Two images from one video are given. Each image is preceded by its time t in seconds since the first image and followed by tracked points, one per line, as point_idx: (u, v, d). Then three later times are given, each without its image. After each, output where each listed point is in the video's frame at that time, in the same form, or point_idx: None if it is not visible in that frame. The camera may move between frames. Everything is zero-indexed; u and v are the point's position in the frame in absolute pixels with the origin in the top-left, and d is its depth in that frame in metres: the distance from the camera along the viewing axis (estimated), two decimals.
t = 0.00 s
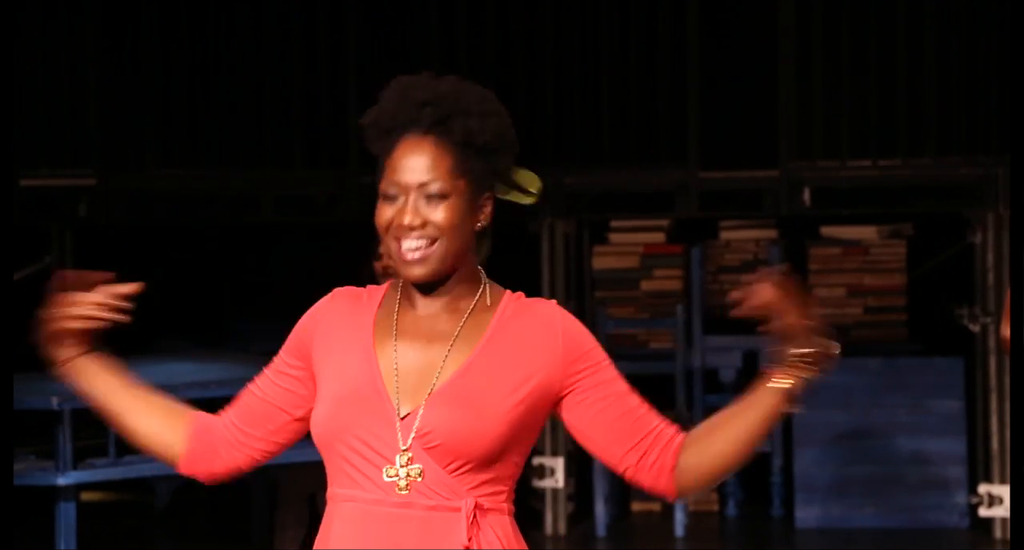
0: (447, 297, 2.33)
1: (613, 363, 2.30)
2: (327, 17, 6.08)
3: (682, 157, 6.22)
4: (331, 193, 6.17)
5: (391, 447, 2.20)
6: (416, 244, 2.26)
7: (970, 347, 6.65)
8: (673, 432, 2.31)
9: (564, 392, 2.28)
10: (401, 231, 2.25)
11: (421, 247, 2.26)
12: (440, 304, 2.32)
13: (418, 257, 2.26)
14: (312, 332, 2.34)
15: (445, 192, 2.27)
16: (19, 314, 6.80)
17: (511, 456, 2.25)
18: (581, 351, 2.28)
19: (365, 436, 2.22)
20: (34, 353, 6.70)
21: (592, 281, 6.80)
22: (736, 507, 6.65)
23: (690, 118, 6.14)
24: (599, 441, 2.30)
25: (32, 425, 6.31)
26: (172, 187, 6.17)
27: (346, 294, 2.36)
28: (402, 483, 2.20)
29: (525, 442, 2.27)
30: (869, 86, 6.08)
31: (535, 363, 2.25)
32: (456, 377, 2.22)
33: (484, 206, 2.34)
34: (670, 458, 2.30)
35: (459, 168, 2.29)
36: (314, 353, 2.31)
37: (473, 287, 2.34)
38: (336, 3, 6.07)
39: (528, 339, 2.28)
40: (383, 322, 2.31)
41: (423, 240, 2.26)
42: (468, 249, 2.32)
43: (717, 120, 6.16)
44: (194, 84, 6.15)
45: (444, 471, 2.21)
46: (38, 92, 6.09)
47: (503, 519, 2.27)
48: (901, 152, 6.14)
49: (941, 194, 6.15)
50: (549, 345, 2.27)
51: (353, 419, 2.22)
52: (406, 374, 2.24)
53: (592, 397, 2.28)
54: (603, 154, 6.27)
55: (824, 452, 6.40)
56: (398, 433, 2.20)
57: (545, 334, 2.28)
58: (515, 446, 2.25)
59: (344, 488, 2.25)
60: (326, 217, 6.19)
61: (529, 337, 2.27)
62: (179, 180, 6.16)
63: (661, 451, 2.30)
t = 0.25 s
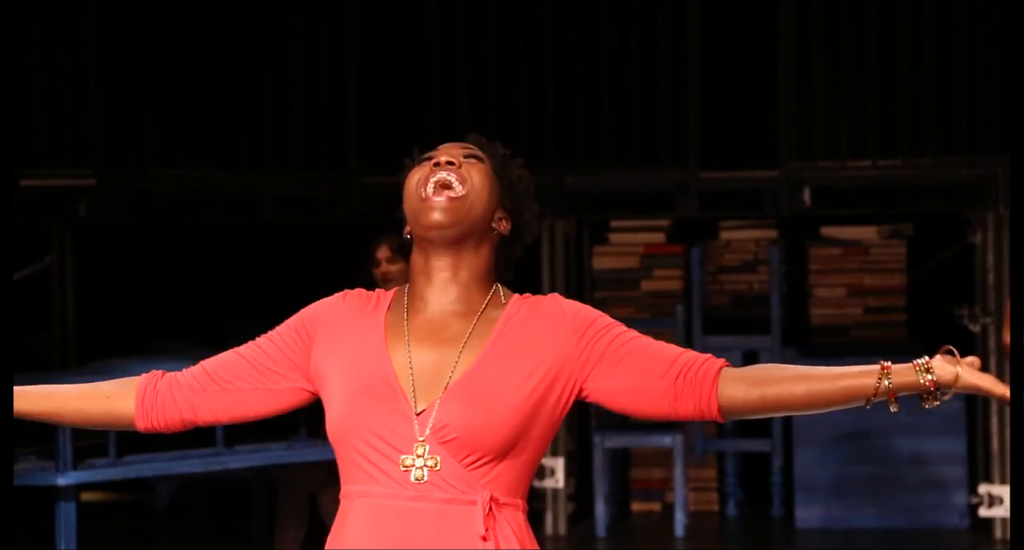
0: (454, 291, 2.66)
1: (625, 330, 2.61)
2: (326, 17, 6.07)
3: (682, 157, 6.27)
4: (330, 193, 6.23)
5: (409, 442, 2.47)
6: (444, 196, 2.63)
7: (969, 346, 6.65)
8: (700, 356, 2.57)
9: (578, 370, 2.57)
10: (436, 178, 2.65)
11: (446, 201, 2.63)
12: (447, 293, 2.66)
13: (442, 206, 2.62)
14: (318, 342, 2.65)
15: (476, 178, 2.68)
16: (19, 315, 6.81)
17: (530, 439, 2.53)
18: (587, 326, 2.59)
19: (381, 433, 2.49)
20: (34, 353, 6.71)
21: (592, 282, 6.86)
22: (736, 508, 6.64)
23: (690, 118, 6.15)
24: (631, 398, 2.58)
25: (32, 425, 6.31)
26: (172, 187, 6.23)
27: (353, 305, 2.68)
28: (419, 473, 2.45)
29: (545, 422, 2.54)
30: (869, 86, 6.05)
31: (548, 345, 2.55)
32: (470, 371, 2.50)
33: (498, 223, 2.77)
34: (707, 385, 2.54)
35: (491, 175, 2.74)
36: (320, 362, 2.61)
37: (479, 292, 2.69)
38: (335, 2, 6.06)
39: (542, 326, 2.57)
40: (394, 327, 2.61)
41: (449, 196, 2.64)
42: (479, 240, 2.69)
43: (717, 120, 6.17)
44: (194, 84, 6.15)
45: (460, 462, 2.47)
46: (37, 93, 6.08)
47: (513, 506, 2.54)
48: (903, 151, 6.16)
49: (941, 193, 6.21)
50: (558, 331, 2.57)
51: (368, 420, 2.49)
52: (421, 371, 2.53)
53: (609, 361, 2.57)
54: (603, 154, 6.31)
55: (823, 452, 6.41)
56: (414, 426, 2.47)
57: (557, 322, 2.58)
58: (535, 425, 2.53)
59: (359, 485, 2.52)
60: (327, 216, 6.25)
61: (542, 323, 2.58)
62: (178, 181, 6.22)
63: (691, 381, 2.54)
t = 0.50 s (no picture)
0: (465, 291, 2.69)
1: (634, 326, 2.64)
2: (326, 17, 6.07)
3: (682, 157, 6.27)
4: (330, 192, 6.24)
5: (422, 438, 2.49)
6: (448, 201, 2.66)
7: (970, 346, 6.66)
8: (705, 353, 2.59)
9: (589, 366, 2.59)
10: (438, 184, 2.68)
11: (450, 207, 2.66)
12: (457, 293, 2.68)
13: (447, 211, 2.65)
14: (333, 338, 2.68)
15: (479, 176, 2.71)
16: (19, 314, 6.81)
17: (541, 434, 2.56)
18: (595, 322, 2.61)
19: (394, 429, 2.51)
20: (35, 353, 6.72)
21: (592, 282, 6.86)
22: (736, 508, 6.64)
23: (690, 118, 6.15)
24: (639, 395, 2.60)
25: (32, 424, 6.32)
26: (172, 187, 6.24)
27: (366, 302, 2.72)
28: (433, 468, 2.48)
29: (555, 419, 2.57)
30: (869, 86, 6.05)
31: (558, 342, 2.57)
32: (481, 368, 2.52)
33: (506, 218, 2.79)
34: (714, 380, 2.55)
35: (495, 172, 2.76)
36: (334, 358, 2.64)
37: (490, 289, 2.71)
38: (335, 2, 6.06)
39: (551, 323, 2.60)
40: (405, 324, 2.64)
41: (452, 201, 2.67)
42: (486, 238, 2.71)
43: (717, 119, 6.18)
44: (194, 84, 6.14)
45: (474, 456, 2.50)
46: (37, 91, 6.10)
47: (530, 499, 2.56)
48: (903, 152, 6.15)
49: (941, 193, 6.22)
50: (567, 327, 2.59)
51: (382, 416, 2.52)
52: (432, 368, 2.55)
53: (618, 356, 2.59)
54: (603, 154, 6.30)
55: (823, 452, 6.41)
56: (426, 423, 2.49)
57: (566, 318, 2.61)
58: (546, 421, 2.55)
59: (376, 482, 2.53)
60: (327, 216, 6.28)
61: (550, 320, 2.60)
62: (179, 182, 6.23)
63: (699, 376, 2.56)
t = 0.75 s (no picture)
0: (482, 292, 2.64)
1: (643, 326, 2.62)
2: (327, 17, 6.06)
3: (682, 157, 6.27)
4: (330, 193, 6.24)
5: (441, 433, 2.47)
6: (475, 202, 2.62)
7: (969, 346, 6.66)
8: (715, 354, 2.58)
9: (600, 364, 2.57)
10: (465, 182, 2.64)
11: (476, 206, 2.62)
12: (474, 295, 2.63)
13: (473, 211, 2.61)
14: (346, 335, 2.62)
15: (505, 179, 2.67)
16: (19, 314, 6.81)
17: (553, 432, 2.54)
18: (607, 321, 2.59)
19: (414, 424, 2.48)
20: (34, 353, 6.72)
21: (592, 283, 6.86)
22: (736, 508, 6.64)
23: (690, 118, 6.16)
24: (650, 394, 2.59)
25: (32, 424, 6.32)
26: (172, 187, 6.25)
27: (380, 298, 2.66)
28: (452, 463, 2.46)
29: (567, 417, 2.55)
30: (869, 85, 6.05)
31: (571, 340, 2.55)
32: (499, 365, 2.51)
33: (525, 223, 2.75)
34: (723, 381, 2.54)
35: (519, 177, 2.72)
36: (351, 357, 2.59)
37: (507, 292, 2.67)
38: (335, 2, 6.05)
39: (562, 321, 2.58)
40: (421, 323, 2.60)
41: (477, 201, 2.62)
42: (507, 240, 2.66)
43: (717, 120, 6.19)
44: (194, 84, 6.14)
45: (492, 452, 2.48)
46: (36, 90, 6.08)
47: (545, 493, 2.55)
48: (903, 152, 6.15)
49: (941, 193, 6.23)
50: (580, 325, 2.57)
51: (401, 413, 2.49)
52: (451, 367, 2.53)
53: (630, 355, 2.58)
54: (603, 155, 6.30)
55: (823, 452, 6.40)
56: (445, 418, 2.47)
57: (577, 316, 2.59)
58: (559, 418, 2.54)
59: (393, 478, 2.50)
60: (328, 216, 6.28)
61: (561, 318, 2.58)
62: (178, 181, 6.25)
63: (711, 376, 2.55)
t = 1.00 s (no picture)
0: (497, 292, 2.51)
1: (661, 324, 2.50)
2: (326, 17, 6.06)
3: (682, 157, 6.27)
4: (330, 193, 6.25)
5: (457, 433, 2.36)
6: (485, 204, 2.50)
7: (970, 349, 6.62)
8: (732, 356, 2.47)
9: (617, 363, 2.45)
10: (474, 184, 2.52)
11: (486, 209, 2.49)
12: (490, 296, 2.50)
13: (483, 214, 2.48)
14: (372, 336, 2.51)
15: (515, 180, 2.55)
16: (19, 314, 6.82)
17: (569, 434, 2.42)
18: (624, 317, 2.47)
19: (432, 423, 2.38)
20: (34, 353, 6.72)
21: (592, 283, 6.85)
22: (736, 508, 6.64)
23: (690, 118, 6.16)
24: (668, 395, 2.47)
25: (32, 425, 6.32)
26: (172, 187, 6.26)
27: (408, 297, 2.54)
28: (467, 464, 2.34)
29: (584, 417, 2.42)
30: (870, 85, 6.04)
31: (588, 338, 2.43)
32: (515, 365, 2.39)
33: (540, 221, 2.61)
34: (741, 385, 2.44)
35: (530, 174, 2.60)
36: (376, 358, 2.48)
37: (524, 292, 2.54)
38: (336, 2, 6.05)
39: (578, 318, 2.45)
40: (441, 323, 2.48)
41: (488, 203, 2.50)
42: (519, 239, 2.53)
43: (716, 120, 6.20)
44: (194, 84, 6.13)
45: (508, 454, 2.36)
46: (36, 91, 6.08)
47: (563, 496, 2.42)
48: (902, 152, 6.14)
49: (942, 193, 6.23)
50: (598, 322, 2.45)
51: (419, 412, 2.38)
52: (467, 369, 2.41)
53: (650, 354, 2.46)
54: (603, 155, 6.27)
55: (823, 453, 6.39)
56: (462, 419, 2.36)
57: (594, 312, 2.46)
58: (577, 419, 2.41)
59: (412, 476, 2.39)
60: (328, 216, 6.30)
61: (576, 315, 2.45)
62: (178, 181, 6.25)
63: (729, 378, 2.44)
